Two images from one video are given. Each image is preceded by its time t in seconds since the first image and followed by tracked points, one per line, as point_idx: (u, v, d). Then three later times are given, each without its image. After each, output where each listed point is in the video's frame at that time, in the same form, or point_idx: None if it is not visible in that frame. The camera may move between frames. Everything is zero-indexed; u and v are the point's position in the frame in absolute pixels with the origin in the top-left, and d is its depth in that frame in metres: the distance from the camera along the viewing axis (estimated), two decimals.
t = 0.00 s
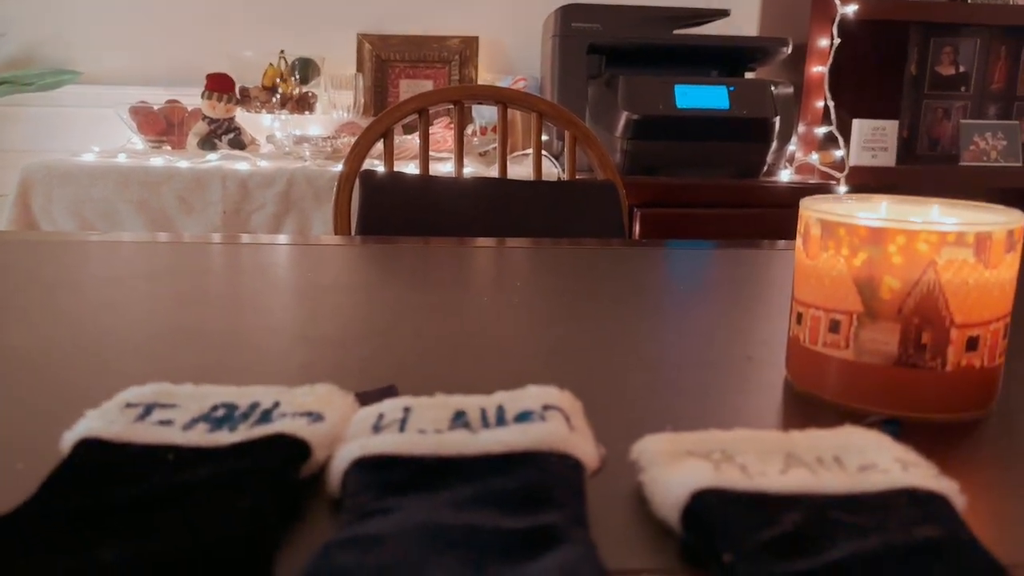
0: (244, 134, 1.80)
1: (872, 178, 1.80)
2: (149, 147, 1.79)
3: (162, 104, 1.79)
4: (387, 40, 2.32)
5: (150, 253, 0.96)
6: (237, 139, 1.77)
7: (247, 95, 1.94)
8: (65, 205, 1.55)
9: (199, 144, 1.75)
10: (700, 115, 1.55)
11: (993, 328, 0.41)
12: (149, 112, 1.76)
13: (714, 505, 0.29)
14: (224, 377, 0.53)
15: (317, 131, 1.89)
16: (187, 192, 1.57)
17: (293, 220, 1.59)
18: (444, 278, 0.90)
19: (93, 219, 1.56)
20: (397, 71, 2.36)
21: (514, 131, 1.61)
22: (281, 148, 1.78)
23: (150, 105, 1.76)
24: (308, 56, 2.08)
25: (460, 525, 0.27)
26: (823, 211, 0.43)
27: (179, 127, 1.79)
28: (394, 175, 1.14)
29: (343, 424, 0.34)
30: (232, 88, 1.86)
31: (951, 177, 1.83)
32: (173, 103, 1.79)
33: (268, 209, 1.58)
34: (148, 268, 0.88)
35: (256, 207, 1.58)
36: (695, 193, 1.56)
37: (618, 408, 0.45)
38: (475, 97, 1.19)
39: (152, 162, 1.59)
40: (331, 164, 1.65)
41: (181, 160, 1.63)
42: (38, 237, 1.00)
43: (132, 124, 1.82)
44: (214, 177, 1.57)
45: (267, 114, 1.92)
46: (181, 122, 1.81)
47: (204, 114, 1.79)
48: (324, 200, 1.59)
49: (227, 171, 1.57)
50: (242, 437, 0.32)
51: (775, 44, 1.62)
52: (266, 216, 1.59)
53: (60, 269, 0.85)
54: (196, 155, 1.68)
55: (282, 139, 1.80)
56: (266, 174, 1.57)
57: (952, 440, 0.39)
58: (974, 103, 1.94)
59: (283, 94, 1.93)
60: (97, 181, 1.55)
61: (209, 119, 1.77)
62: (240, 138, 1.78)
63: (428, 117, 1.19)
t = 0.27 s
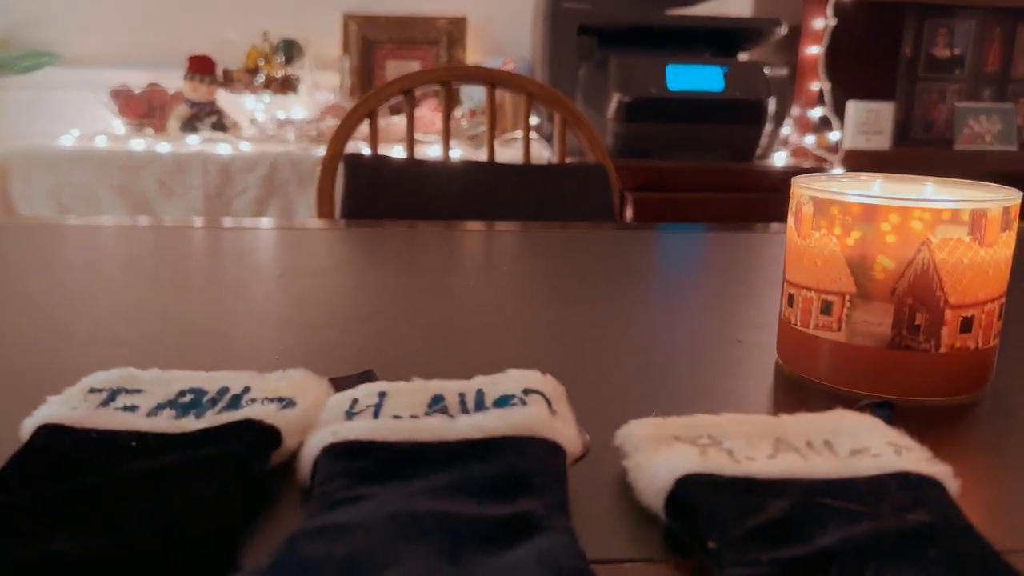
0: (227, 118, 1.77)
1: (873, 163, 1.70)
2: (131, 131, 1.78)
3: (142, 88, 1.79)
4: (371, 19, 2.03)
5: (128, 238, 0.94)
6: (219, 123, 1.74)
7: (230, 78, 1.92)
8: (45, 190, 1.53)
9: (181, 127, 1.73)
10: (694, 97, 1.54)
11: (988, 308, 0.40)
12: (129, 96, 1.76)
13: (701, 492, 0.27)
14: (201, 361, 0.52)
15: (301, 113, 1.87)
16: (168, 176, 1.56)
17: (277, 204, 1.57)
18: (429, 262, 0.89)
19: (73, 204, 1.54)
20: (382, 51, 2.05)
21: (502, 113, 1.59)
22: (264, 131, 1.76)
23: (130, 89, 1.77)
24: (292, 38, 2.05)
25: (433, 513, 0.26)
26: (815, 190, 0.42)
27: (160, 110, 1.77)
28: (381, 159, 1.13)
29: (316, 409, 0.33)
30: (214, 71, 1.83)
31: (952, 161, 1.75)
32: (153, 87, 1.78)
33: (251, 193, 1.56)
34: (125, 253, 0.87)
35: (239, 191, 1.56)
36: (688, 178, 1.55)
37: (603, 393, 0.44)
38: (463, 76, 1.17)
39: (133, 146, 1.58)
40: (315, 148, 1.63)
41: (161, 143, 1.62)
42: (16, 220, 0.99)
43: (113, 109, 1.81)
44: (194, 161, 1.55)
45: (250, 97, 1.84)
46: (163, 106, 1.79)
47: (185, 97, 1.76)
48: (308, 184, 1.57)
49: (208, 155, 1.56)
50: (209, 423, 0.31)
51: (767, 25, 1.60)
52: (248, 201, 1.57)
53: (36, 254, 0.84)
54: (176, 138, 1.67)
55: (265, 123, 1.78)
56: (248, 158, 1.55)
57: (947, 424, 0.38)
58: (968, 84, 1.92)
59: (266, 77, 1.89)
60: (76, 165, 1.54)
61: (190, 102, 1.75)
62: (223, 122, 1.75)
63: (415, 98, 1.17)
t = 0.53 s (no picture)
0: (212, 108, 1.76)
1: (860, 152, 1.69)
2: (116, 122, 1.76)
3: (127, 79, 1.76)
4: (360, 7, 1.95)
5: (110, 229, 0.93)
6: (204, 113, 1.73)
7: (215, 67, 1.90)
8: (28, 180, 1.52)
9: (165, 117, 1.71)
10: (683, 86, 1.54)
11: (972, 296, 0.40)
12: (113, 87, 1.75)
13: (680, 482, 0.27)
14: (181, 352, 0.51)
15: (287, 103, 1.85)
16: (152, 167, 1.55)
17: (262, 194, 1.56)
18: (414, 253, 0.88)
19: (56, 195, 1.52)
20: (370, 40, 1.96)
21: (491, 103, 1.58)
22: (250, 121, 1.74)
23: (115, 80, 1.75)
24: (279, 26, 2.03)
25: (407, 505, 0.25)
26: (798, 176, 0.41)
27: (145, 101, 1.75)
28: (367, 148, 1.12)
29: (291, 401, 0.32)
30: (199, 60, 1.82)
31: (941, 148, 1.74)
32: (138, 77, 1.76)
33: (236, 183, 1.55)
34: (106, 244, 0.86)
35: (224, 181, 1.55)
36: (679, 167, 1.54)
37: (586, 383, 0.43)
38: (450, 66, 1.16)
39: (117, 137, 1.56)
40: (301, 138, 1.61)
41: (146, 134, 1.60)
42: None
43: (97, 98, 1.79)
44: (179, 152, 1.54)
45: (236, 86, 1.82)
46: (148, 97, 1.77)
47: (171, 87, 1.75)
48: (294, 174, 1.56)
49: (193, 146, 1.54)
50: (180, 415, 0.31)
51: (757, 14, 1.60)
52: (234, 191, 1.56)
53: (16, 245, 0.83)
54: (161, 128, 1.65)
55: (251, 112, 1.77)
56: (233, 148, 1.54)
57: (930, 413, 0.38)
58: (957, 73, 1.92)
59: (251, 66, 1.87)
60: (60, 156, 1.52)
61: (175, 93, 1.73)
62: (209, 112, 1.74)
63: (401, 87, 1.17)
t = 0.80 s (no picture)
0: (195, 100, 1.75)
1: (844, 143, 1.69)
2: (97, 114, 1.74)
3: (109, 70, 1.74)
4: None
5: (87, 221, 0.92)
6: (187, 106, 1.72)
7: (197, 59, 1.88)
8: (7, 173, 1.50)
9: (147, 109, 1.70)
10: (669, 77, 1.55)
11: (949, 284, 0.40)
12: (94, 78, 1.72)
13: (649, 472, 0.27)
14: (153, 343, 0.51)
15: (270, 95, 1.84)
16: (133, 160, 1.53)
17: (245, 186, 1.55)
18: (396, 244, 0.88)
19: (36, 188, 1.51)
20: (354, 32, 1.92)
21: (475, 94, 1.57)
22: (232, 113, 1.73)
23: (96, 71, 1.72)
24: (261, 18, 2.01)
25: (370, 497, 0.25)
26: (774, 165, 0.41)
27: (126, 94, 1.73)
28: (350, 140, 1.12)
29: (258, 392, 0.32)
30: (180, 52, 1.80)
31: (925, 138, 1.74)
32: (119, 69, 1.74)
33: (218, 176, 1.54)
34: (82, 236, 0.85)
35: (206, 173, 1.54)
36: (662, 159, 1.55)
37: (562, 373, 0.43)
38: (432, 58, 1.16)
39: (98, 129, 1.55)
40: (283, 130, 1.61)
41: (127, 126, 1.59)
42: None
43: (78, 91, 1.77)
44: (161, 144, 1.53)
45: (218, 78, 1.82)
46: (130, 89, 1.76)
47: (152, 80, 1.73)
48: (276, 167, 1.55)
49: (174, 138, 1.53)
50: (144, 407, 0.30)
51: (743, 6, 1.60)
52: (216, 184, 1.55)
53: None
54: (143, 121, 1.64)
55: (233, 104, 1.76)
56: (215, 140, 1.53)
57: (905, 401, 0.38)
58: (942, 65, 1.92)
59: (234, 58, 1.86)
60: (41, 148, 1.51)
61: (157, 85, 1.72)
62: (191, 104, 1.73)
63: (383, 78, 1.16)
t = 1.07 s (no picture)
0: (174, 94, 1.74)
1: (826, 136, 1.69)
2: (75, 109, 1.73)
3: (87, 65, 1.73)
4: None
5: (60, 215, 0.91)
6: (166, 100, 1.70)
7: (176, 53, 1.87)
8: None
9: (126, 104, 1.69)
10: (650, 72, 1.55)
11: (920, 275, 0.40)
12: (71, 74, 1.72)
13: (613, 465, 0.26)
14: (122, 338, 0.50)
15: (250, 89, 1.83)
16: (112, 155, 1.52)
17: (225, 181, 1.54)
18: (375, 239, 0.87)
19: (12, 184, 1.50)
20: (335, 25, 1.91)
21: (456, 87, 1.57)
22: (212, 108, 1.72)
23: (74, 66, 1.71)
24: (241, 11, 2.00)
25: (330, 493, 0.25)
26: (745, 156, 0.41)
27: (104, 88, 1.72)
28: (329, 133, 1.11)
29: (221, 388, 0.32)
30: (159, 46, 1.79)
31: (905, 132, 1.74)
32: (97, 63, 1.73)
33: (197, 171, 1.53)
34: (55, 230, 0.84)
35: (185, 168, 1.53)
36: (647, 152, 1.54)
37: (534, 367, 0.43)
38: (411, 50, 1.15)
39: (76, 123, 1.54)
40: (262, 124, 1.60)
41: (105, 121, 1.58)
42: None
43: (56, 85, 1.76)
44: (139, 139, 1.52)
45: (197, 72, 1.81)
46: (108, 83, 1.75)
47: (131, 74, 1.72)
48: (256, 161, 1.54)
49: (153, 133, 1.52)
50: (104, 404, 0.30)
51: None
52: (195, 178, 1.54)
53: None
54: (121, 115, 1.63)
55: (212, 98, 1.75)
56: (194, 135, 1.52)
57: (875, 392, 0.38)
58: (922, 58, 1.93)
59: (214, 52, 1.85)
60: (17, 144, 1.50)
61: (136, 79, 1.70)
62: (170, 99, 1.71)
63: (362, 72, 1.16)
